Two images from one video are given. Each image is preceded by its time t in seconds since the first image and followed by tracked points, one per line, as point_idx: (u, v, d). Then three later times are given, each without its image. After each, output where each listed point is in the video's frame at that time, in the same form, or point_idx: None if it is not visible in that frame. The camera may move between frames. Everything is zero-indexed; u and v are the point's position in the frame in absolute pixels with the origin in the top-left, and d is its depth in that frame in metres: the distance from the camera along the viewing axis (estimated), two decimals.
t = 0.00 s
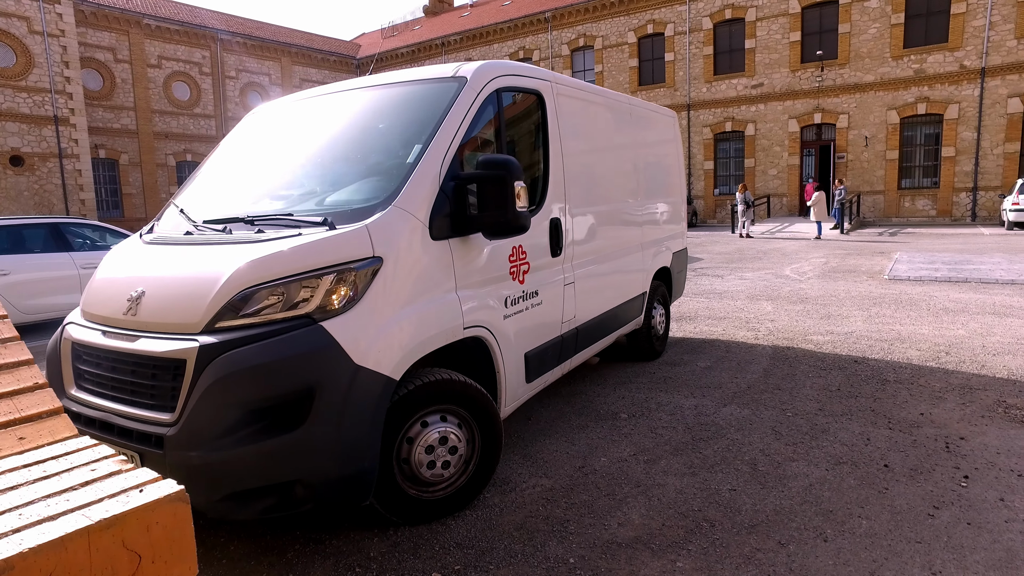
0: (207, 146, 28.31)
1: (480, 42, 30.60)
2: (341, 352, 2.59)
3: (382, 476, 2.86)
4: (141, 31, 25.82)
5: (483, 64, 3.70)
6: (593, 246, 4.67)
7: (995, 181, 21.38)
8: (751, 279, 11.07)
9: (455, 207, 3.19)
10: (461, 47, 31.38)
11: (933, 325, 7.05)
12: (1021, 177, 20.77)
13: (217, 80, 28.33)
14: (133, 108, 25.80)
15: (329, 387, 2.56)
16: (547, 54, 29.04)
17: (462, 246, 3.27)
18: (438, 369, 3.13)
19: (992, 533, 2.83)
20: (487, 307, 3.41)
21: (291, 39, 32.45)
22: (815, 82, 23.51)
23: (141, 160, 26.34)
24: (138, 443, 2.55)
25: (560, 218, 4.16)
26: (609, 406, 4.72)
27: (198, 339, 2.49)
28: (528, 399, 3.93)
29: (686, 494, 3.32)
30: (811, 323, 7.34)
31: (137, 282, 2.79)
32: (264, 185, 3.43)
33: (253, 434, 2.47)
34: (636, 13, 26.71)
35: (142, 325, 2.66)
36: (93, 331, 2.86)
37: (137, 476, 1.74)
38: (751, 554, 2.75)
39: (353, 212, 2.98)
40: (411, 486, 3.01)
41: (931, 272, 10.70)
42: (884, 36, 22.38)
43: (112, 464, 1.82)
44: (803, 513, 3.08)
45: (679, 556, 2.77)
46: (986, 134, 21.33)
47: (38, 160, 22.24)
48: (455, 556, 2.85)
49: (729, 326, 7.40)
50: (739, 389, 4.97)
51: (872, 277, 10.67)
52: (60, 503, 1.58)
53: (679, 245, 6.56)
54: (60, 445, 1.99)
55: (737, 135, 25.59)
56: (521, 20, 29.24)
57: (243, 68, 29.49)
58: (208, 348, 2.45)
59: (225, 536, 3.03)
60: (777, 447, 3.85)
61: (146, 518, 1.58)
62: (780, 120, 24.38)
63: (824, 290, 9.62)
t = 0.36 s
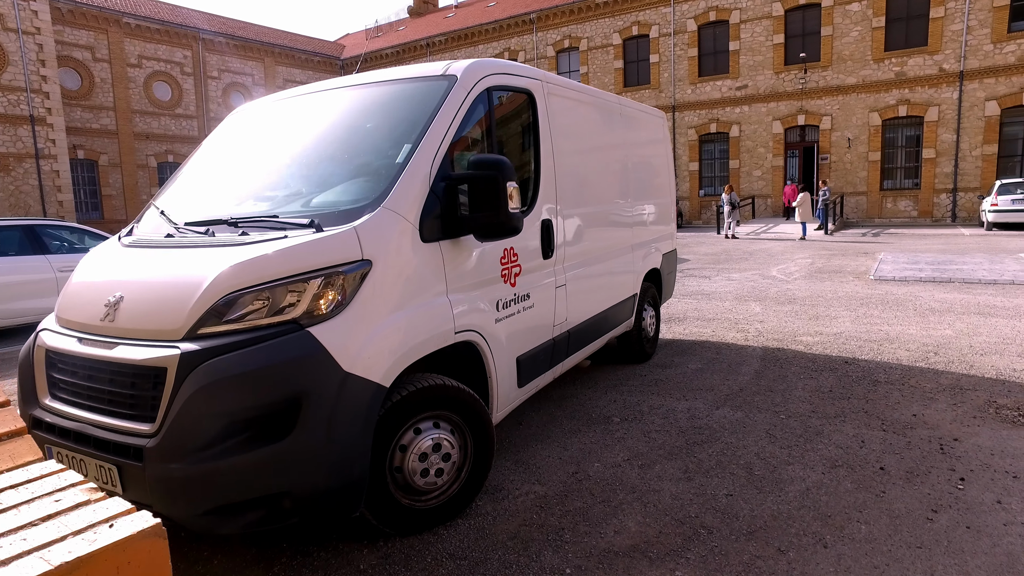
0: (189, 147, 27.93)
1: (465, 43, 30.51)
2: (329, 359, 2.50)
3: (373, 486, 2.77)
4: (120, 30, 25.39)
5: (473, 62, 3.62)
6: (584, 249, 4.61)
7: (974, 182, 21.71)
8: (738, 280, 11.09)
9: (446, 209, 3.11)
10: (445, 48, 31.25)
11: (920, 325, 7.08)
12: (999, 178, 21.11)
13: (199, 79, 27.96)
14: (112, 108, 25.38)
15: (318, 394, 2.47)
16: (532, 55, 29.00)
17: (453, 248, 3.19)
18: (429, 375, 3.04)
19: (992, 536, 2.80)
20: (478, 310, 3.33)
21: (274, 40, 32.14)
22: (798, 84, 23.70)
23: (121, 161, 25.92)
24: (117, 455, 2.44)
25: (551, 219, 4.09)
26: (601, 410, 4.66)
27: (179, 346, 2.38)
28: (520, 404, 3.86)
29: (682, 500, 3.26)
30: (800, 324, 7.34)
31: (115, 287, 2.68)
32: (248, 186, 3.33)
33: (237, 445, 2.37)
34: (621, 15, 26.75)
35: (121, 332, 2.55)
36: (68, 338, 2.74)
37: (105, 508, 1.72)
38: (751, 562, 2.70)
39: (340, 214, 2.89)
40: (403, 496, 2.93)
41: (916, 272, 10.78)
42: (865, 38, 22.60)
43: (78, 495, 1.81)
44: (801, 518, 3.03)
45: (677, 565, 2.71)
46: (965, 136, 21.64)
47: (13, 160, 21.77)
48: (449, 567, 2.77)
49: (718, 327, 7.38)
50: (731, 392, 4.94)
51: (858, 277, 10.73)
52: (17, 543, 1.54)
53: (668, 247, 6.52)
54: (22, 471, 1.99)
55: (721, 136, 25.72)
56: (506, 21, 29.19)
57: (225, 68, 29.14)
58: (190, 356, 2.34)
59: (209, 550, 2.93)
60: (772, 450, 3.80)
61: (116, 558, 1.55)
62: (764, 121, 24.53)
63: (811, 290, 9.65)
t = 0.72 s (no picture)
0: (177, 147, 27.64)
1: (456, 44, 30.41)
2: (322, 365, 2.39)
3: (368, 497, 2.67)
4: (106, 28, 25.08)
5: (470, 58, 3.53)
6: (582, 250, 4.52)
7: (962, 183, 21.87)
8: (732, 281, 11.06)
9: (442, 208, 3.00)
10: (436, 49, 31.13)
11: (916, 326, 7.05)
12: (987, 180, 21.28)
13: (187, 79, 27.69)
14: (99, 108, 25.07)
15: (310, 401, 2.36)
16: (524, 56, 28.92)
17: (450, 248, 3.09)
18: (426, 381, 2.94)
19: (1005, 545, 2.75)
20: (476, 313, 3.23)
21: (263, 40, 31.91)
22: (789, 85, 23.77)
23: (107, 162, 25.61)
24: (98, 468, 2.33)
25: (549, 220, 4.01)
26: (600, 414, 4.58)
27: (164, 352, 2.27)
28: (518, 409, 3.77)
29: (686, 508, 3.17)
30: (797, 325, 7.30)
31: (97, 291, 2.56)
32: (236, 186, 3.21)
33: (225, 456, 2.26)
34: (612, 16, 26.73)
35: (103, 338, 2.43)
36: (48, 344, 2.61)
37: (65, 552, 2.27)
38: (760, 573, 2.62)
39: (333, 215, 2.78)
40: (400, 506, 2.82)
41: (909, 273, 10.80)
42: (855, 41, 22.69)
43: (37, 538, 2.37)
44: (809, 526, 2.96)
45: None
46: (953, 138, 21.79)
47: None
48: None
49: (715, 329, 7.32)
50: (731, 395, 4.87)
51: (851, 279, 10.73)
52: None
53: (664, 248, 6.46)
54: None
55: (713, 138, 25.75)
56: (497, 22, 29.11)
57: (214, 68, 28.86)
58: (176, 363, 2.23)
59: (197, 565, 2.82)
60: (775, 455, 3.74)
61: None
62: (755, 123, 24.58)
63: (805, 292, 9.63)
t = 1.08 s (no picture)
0: (169, 149, 27.48)
1: (450, 47, 30.39)
2: (325, 371, 2.35)
3: (373, 505, 2.62)
4: (97, 29, 24.91)
5: (472, 59, 3.49)
6: (583, 253, 4.50)
7: (953, 187, 22.01)
8: (728, 284, 11.07)
9: (446, 212, 2.97)
10: (429, 52, 31.09)
11: (914, 329, 7.06)
12: (977, 183, 21.45)
13: (179, 81, 27.54)
14: (90, 109, 24.89)
15: (314, 409, 2.32)
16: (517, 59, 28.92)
17: (453, 252, 3.05)
18: (430, 387, 2.90)
19: (1014, 551, 2.75)
20: (480, 318, 3.20)
21: (256, 42, 31.79)
22: (782, 89, 23.88)
23: (98, 164, 25.43)
24: (96, 477, 2.28)
25: (551, 224, 3.98)
26: (600, 418, 4.55)
27: (165, 359, 2.22)
28: (521, 414, 3.73)
29: (692, 514, 3.15)
30: (795, 328, 7.30)
31: (94, 296, 2.50)
32: (235, 189, 3.16)
33: (227, 464, 2.21)
34: (606, 19, 26.79)
35: (101, 344, 2.38)
36: (43, 350, 2.55)
37: None
38: None
39: (336, 218, 2.74)
40: (404, 514, 2.78)
41: (904, 276, 10.83)
42: (847, 44, 22.82)
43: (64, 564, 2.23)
44: (817, 532, 2.94)
45: None
46: (944, 142, 21.94)
47: None
48: None
49: (713, 332, 7.31)
50: (732, 399, 4.84)
51: (847, 281, 10.76)
52: None
53: (663, 252, 6.45)
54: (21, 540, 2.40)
55: (706, 141, 25.83)
56: (491, 25, 29.11)
57: (206, 70, 28.71)
58: (177, 369, 2.19)
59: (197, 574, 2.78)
60: (779, 460, 3.72)
61: None
62: (748, 126, 24.67)
63: (801, 294, 9.64)
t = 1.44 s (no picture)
0: (160, 152, 27.31)
1: (442, 50, 30.40)
2: (331, 376, 2.33)
3: (377, 511, 2.60)
4: (86, 30, 24.74)
5: (474, 62, 3.49)
6: (582, 256, 4.50)
7: (942, 190, 22.20)
8: (722, 286, 11.13)
9: (449, 215, 2.96)
10: (422, 54, 31.06)
11: (907, 331, 7.12)
12: (966, 187, 21.63)
13: (170, 83, 27.38)
14: (79, 111, 24.71)
15: (319, 414, 2.30)
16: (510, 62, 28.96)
17: (456, 255, 3.04)
18: (432, 391, 2.88)
19: (1016, 551, 2.77)
20: (482, 321, 3.19)
21: (247, 44, 31.69)
22: (773, 92, 24.03)
23: (87, 166, 25.23)
24: (97, 484, 2.25)
25: (552, 227, 3.98)
26: (600, 421, 4.55)
27: (167, 364, 2.20)
28: (522, 418, 3.72)
29: (695, 517, 3.15)
30: (790, 331, 7.34)
31: (94, 299, 2.48)
32: (235, 191, 3.14)
33: (230, 471, 2.19)
34: (598, 23, 26.89)
35: (101, 348, 2.35)
36: (40, 354, 2.52)
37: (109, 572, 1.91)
38: None
39: (339, 221, 2.73)
40: (408, 519, 2.77)
41: (895, 278, 10.92)
42: (838, 49, 23.00)
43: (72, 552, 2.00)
44: (820, 534, 2.95)
45: None
46: (933, 145, 22.15)
47: None
48: None
49: (709, 335, 7.33)
50: (731, 401, 4.85)
51: (839, 284, 10.84)
52: None
53: (659, 254, 6.47)
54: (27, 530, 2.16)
55: (698, 144, 25.96)
56: (483, 28, 29.13)
57: (197, 72, 28.55)
58: (180, 374, 2.16)
59: None
60: (780, 462, 3.73)
61: None
62: (740, 129, 24.81)
63: (795, 297, 9.71)
